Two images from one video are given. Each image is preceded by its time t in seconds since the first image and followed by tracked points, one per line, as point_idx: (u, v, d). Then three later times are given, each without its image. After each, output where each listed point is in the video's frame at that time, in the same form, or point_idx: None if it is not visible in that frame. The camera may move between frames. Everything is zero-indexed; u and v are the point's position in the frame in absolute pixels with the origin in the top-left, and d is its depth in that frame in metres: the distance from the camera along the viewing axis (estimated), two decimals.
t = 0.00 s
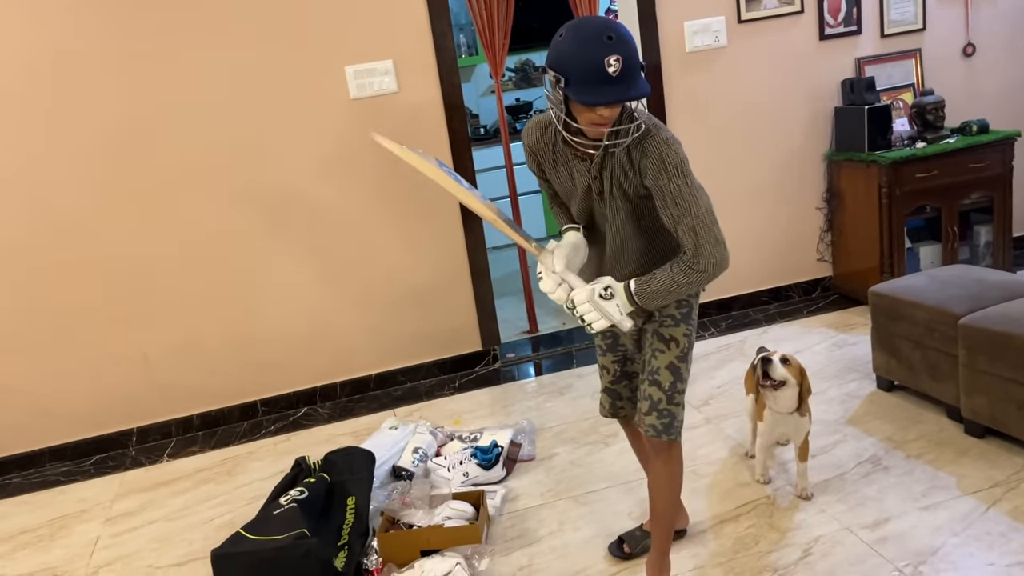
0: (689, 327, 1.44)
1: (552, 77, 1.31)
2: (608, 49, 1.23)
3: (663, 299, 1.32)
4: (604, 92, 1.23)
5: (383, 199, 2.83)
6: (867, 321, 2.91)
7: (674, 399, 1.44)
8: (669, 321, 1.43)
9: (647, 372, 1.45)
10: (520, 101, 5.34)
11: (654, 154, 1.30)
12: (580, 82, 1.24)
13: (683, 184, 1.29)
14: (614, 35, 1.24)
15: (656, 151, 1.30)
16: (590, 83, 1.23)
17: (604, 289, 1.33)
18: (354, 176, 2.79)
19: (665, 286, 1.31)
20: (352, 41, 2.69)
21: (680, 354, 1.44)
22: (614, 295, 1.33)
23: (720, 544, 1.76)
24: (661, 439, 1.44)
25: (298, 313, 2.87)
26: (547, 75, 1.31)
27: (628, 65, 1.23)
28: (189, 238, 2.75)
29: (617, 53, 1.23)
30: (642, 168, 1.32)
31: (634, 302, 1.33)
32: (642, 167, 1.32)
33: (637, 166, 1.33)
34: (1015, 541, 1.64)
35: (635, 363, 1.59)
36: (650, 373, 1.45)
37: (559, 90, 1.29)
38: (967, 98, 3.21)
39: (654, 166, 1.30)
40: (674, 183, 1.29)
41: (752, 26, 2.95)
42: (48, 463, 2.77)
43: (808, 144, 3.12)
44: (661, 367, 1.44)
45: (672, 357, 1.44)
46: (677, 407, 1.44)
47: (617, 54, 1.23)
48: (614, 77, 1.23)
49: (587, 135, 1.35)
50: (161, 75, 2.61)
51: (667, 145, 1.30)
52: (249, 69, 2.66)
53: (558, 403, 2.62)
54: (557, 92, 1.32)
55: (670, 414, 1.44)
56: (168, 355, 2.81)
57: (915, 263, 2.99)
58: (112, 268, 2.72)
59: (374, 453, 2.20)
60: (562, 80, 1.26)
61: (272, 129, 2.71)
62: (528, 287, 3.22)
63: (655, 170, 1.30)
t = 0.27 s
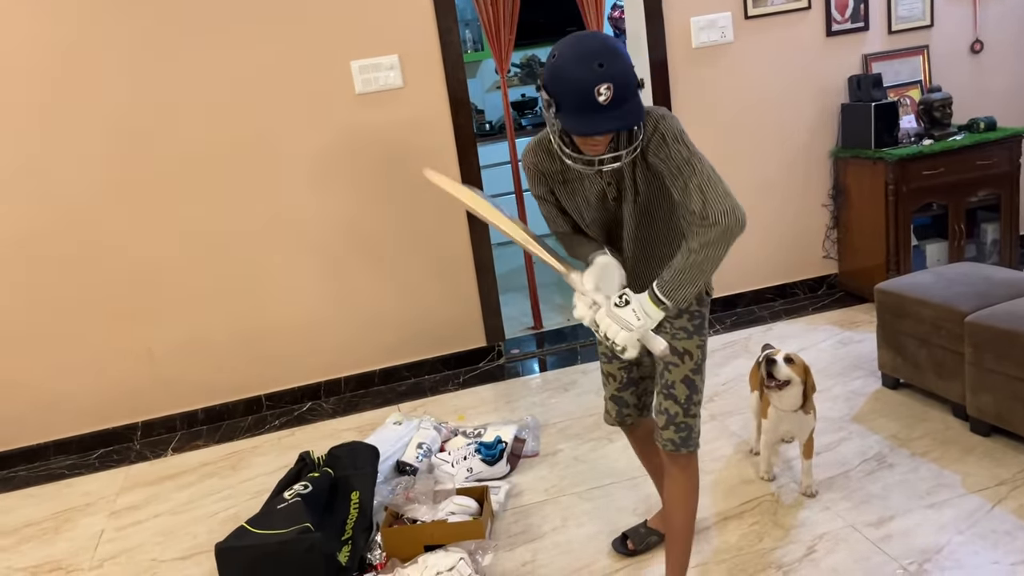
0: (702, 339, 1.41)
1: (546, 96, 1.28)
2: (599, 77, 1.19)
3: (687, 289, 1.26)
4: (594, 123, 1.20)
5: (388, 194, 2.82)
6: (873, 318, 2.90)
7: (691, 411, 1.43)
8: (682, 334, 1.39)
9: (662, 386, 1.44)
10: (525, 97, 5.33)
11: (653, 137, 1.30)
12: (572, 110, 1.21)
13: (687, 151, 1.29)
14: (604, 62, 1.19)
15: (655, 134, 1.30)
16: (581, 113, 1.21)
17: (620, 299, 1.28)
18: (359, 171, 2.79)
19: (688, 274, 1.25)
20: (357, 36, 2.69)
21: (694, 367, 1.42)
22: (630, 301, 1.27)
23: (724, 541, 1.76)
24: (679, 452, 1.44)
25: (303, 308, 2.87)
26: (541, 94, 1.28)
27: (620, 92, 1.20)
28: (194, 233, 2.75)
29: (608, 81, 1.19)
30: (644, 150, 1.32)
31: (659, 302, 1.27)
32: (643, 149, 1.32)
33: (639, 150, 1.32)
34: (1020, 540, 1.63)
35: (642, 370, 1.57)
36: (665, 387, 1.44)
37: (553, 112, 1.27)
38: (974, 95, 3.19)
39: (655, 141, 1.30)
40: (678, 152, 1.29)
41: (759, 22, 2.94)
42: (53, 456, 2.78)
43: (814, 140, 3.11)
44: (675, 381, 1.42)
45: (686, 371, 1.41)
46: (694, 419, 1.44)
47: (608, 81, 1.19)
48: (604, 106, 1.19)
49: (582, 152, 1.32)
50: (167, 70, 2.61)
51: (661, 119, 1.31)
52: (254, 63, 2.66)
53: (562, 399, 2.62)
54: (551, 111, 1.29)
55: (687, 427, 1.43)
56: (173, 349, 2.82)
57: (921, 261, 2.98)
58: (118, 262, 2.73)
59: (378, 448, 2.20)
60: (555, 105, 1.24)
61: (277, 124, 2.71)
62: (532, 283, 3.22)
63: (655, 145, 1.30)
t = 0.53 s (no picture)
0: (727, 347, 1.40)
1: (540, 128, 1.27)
2: (590, 125, 1.17)
3: (687, 269, 1.21)
4: (585, 168, 1.20)
5: (392, 189, 2.82)
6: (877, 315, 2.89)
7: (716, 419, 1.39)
8: (707, 340, 1.39)
9: (686, 396, 1.39)
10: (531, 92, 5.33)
11: (646, 132, 1.33)
12: (564, 153, 1.21)
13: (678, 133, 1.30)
14: (600, 110, 1.17)
15: (647, 128, 1.33)
16: (573, 157, 1.20)
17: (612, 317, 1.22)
18: (363, 166, 2.79)
19: (685, 251, 1.22)
20: (362, 30, 2.69)
21: (719, 375, 1.40)
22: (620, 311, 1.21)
23: (727, 537, 1.76)
24: (704, 462, 1.39)
25: (306, 302, 2.87)
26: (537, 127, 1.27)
27: (612, 138, 1.18)
28: (199, 227, 2.75)
29: (599, 129, 1.17)
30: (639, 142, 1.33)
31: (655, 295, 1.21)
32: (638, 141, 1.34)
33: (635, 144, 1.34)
34: None
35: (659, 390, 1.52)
36: (688, 396, 1.39)
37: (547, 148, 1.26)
38: (981, 92, 3.18)
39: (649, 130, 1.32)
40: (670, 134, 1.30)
41: (765, 18, 2.93)
42: (57, 449, 2.79)
43: (820, 137, 3.10)
44: (701, 389, 1.38)
45: (712, 379, 1.39)
46: (718, 428, 1.40)
47: (599, 128, 1.17)
48: (595, 152, 1.19)
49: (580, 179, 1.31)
50: (171, 63, 2.61)
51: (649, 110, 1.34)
52: (259, 57, 2.65)
53: (566, 394, 2.62)
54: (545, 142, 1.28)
55: (712, 436, 1.39)
56: (176, 342, 2.82)
57: (927, 258, 2.97)
58: (123, 256, 2.73)
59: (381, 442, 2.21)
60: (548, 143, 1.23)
61: (281, 118, 2.71)
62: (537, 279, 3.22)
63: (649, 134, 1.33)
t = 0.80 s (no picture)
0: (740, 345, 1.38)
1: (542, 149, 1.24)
2: (594, 159, 1.15)
3: (689, 303, 1.13)
4: (588, 199, 1.18)
5: (396, 183, 2.82)
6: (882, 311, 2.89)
7: (733, 421, 1.38)
8: (721, 339, 1.36)
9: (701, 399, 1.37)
10: (535, 87, 5.32)
11: (648, 137, 1.29)
12: (566, 182, 1.19)
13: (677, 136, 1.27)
14: (604, 144, 1.14)
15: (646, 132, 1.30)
16: (576, 187, 1.18)
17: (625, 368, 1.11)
18: (367, 160, 2.79)
19: (683, 284, 1.14)
20: (367, 24, 2.68)
21: (735, 375, 1.37)
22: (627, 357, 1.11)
23: (730, 531, 1.76)
24: (722, 466, 1.39)
25: (310, 296, 2.88)
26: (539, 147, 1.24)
27: (617, 171, 1.17)
28: (203, 220, 2.75)
29: (604, 164, 1.15)
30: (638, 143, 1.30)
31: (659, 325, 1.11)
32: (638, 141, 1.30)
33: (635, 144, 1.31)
34: None
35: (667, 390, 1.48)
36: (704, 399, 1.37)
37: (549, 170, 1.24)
38: (988, 88, 3.17)
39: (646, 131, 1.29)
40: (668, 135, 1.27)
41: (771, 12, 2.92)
42: (62, 440, 2.80)
43: (825, 132, 3.09)
44: (718, 391, 1.36)
45: (727, 379, 1.36)
46: (735, 429, 1.39)
47: (604, 163, 1.15)
48: (598, 185, 1.17)
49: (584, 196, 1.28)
50: (176, 56, 2.61)
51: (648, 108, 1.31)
52: (263, 51, 2.65)
53: (569, 389, 2.62)
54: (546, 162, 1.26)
55: (729, 439, 1.38)
56: (180, 335, 2.83)
57: (932, 254, 2.96)
58: (127, 248, 2.73)
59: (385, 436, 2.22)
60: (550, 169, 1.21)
61: (285, 111, 2.71)
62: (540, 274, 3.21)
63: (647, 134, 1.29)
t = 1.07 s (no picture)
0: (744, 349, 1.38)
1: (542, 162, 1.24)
2: (594, 175, 1.15)
3: (701, 320, 1.12)
4: (587, 213, 1.19)
5: (400, 177, 2.82)
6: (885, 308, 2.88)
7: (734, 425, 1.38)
8: (726, 341, 1.36)
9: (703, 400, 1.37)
10: (540, 81, 5.31)
11: (656, 141, 1.28)
12: (567, 197, 1.19)
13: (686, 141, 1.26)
14: (605, 160, 1.14)
15: (652, 136, 1.29)
16: (577, 202, 1.19)
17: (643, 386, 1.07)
18: (371, 154, 2.79)
19: (694, 301, 1.13)
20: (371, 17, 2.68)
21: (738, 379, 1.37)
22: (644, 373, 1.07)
23: (732, 527, 1.76)
24: (722, 469, 1.39)
25: (314, 290, 2.88)
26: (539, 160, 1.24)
27: (618, 185, 1.17)
28: (206, 213, 2.75)
29: (605, 180, 1.15)
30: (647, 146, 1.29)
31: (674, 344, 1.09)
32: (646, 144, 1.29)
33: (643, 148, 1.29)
34: None
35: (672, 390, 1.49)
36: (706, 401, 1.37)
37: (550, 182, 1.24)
38: (993, 84, 3.16)
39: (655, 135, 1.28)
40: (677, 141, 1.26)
41: (776, 7, 2.91)
42: (66, 432, 2.81)
43: (830, 128, 3.08)
44: (720, 393, 1.36)
45: (731, 383, 1.36)
46: (735, 433, 1.38)
47: (604, 178, 1.15)
48: (600, 199, 1.17)
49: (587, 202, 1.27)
50: (180, 49, 2.61)
51: (655, 110, 1.30)
52: (268, 44, 2.65)
53: (572, 384, 2.62)
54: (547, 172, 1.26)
55: (729, 442, 1.37)
56: (184, 328, 2.83)
57: (936, 250, 2.96)
58: (131, 241, 2.74)
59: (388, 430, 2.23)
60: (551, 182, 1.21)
61: (289, 105, 2.71)
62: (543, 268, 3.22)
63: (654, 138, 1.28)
